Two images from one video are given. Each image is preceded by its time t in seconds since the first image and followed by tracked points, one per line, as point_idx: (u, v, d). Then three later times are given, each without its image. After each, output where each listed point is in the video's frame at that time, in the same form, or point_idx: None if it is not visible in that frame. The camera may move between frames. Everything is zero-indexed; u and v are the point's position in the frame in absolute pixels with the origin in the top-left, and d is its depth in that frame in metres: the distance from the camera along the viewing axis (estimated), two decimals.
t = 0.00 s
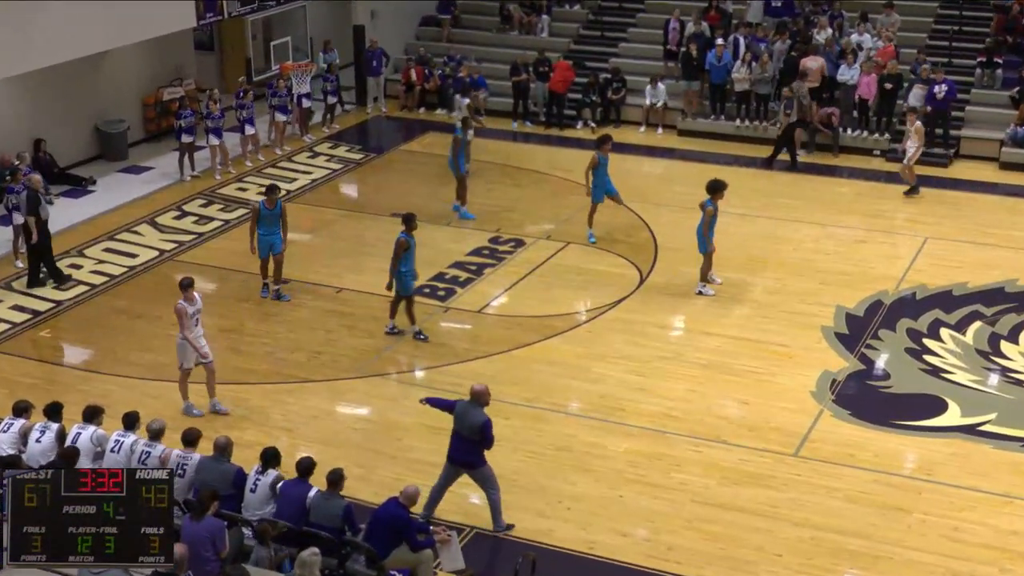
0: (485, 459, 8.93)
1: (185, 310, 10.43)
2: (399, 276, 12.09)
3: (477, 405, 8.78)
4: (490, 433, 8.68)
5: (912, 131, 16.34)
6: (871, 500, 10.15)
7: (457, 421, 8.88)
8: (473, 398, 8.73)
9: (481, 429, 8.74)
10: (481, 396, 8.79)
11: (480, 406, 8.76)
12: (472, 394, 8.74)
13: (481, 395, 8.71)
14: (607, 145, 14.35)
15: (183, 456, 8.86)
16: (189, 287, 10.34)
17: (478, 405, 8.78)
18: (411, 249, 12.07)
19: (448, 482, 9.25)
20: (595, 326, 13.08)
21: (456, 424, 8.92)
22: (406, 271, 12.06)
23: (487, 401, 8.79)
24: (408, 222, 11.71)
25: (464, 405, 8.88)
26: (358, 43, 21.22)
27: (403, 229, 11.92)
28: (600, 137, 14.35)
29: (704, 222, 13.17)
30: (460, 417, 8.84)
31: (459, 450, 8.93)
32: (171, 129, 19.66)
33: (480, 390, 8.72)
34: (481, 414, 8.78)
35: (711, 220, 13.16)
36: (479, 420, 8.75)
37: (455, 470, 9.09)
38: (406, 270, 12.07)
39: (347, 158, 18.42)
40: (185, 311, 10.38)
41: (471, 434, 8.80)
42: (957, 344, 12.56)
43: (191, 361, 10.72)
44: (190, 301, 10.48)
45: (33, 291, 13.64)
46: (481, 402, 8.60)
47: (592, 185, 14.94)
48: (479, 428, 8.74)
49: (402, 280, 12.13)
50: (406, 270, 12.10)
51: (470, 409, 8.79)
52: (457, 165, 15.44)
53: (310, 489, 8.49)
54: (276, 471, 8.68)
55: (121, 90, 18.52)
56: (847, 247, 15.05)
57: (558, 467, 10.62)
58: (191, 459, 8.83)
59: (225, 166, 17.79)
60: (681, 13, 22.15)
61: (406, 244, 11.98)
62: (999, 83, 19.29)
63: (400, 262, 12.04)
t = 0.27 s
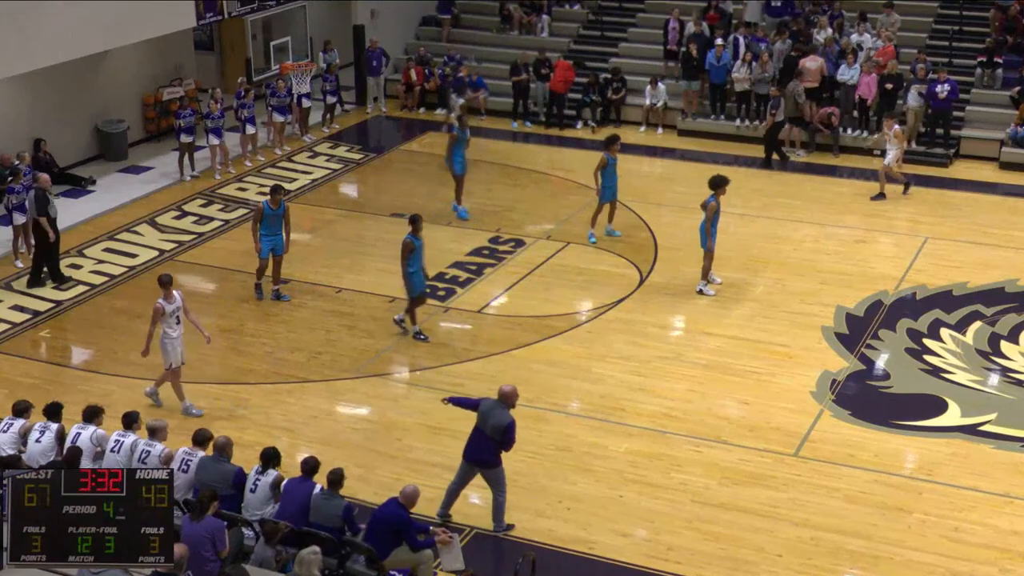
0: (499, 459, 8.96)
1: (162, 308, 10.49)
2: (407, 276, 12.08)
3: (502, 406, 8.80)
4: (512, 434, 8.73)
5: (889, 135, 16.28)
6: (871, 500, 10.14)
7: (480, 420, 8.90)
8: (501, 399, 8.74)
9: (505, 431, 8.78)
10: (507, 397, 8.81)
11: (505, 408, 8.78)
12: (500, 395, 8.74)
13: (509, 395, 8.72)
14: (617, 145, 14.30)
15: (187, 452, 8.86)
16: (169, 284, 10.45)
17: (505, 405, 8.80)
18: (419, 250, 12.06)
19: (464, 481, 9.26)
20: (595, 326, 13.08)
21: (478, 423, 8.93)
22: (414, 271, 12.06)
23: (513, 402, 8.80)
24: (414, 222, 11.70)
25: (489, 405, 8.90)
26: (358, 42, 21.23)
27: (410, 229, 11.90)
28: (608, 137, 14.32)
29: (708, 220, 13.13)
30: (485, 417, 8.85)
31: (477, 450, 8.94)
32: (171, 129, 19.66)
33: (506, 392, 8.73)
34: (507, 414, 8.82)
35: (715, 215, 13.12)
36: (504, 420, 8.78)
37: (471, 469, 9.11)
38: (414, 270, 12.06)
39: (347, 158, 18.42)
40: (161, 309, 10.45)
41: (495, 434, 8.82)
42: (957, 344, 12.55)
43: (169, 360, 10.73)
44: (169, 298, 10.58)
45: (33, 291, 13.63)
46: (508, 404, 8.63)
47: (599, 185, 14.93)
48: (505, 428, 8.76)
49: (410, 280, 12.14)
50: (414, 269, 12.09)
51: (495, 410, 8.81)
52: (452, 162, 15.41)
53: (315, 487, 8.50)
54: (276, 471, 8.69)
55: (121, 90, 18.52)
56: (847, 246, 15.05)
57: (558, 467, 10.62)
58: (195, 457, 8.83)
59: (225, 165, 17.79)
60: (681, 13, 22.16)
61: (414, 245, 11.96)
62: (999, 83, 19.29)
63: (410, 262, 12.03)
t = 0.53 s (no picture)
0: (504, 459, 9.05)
1: (143, 306, 10.58)
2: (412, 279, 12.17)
3: (509, 404, 8.88)
4: (516, 433, 8.78)
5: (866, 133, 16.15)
6: (865, 498, 10.25)
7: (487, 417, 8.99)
8: (507, 397, 8.83)
9: (512, 430, 8.86)
10: (513, 396, 8.89)
11: (512, 406, 8.86)
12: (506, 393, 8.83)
13: (514, 394, 8.80)
14: (622, 145, 14.47)
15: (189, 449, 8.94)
16: (151, 282, 10.53)
17: (511, 404, 8.88)
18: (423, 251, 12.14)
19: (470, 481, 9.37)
20: (591, 326, 13.19)
21: (485, 421, 9.03)
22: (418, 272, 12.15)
23: (520, 400, 8.88)
24: (417, 223, 11.82)
25: (496, 403, 8.99)
26: (356, 44, 21.33)
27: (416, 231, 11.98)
28: (615, 137, 14.52)
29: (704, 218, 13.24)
30: (492, 415, 8.95)
31: (483, 449, 9.03)
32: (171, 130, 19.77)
33: (512, 391, 8.81)
34: (513, 413, 8.89)
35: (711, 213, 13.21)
36: (510, 419, 8.87)
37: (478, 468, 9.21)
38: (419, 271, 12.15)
39: (345, 158, 18.53)
40: (142, 306, 10.52)
41: (501, 431, 8.91)
42: (950, 343, 12.66)
43: (149, 356, 10.88)
44: (151, 295, 10.67)
45: (34, 291, 13.72)
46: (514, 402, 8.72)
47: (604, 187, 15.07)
48: (512, 426, 8.84)
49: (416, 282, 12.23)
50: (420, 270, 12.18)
51: (502, 408, 8.91)
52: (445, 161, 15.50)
53: (315, 484, 8.61)
54: (275, 470, 8.77)
55: (121, 91, 18.62)
56: (841, 246, 15.17)
57: (555, 466, 10.72)
58: (199, 453, 8.92)
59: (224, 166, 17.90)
60: (676, 15, 22.28)
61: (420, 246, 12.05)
62: (991, 83, 19.39)
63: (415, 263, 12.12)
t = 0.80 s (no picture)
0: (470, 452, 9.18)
1: (96, 301, 10.68)
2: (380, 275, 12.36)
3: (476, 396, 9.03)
4: (485, 426, 8.90)
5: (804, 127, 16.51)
6: (821, 485, 10.51)
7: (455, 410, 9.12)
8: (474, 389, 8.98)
9: (478, 423, 8.97)
10: (480, 389, 9.03)
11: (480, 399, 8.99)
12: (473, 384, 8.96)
13: (480, 387, 8.91)
14: (589, 143, 14.66)
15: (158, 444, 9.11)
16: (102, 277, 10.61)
17: (478, 397, 9.03)
18: (393, 249, 12.29)
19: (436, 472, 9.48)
20: (554, 319, 13.41)
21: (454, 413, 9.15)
22: (386, 269, 12.34)
23: (487, 393, 9.00)
24: (387, 221, 11.97)
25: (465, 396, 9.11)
26: (320, 44, 21.48)
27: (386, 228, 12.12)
28: (584, 134, 14.67)
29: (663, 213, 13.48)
30: (460, 408, 9.07)
31: (452, 442, 9.14)
32: (137, 130, 19.86)
33: (479, 383, 8.94)
34: (481, 406, 9.02)
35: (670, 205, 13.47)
36: (478, 412, 8.98)
37: (445, 460, 9.32)
38: (387, 268, 12.34)
39: (311, 157, 18.67)
40: (96, 301, 10.63)
41: (468, 422, 9.03)
42: (903, 332, 12.97)
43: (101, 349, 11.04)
44: (103, 291, 10.77)
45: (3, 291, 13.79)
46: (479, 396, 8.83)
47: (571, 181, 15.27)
48: (478, 419, 8.97)
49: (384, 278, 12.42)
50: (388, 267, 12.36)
51: (471, 400, 9.03)
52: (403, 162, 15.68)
53: (283, 477, 8.80)
54: (243, 464, 8.90)
55: (87, 91, 18.69)
56: (798, 239, 15.46)
57: (519, 457, 10.93)
58: (168, 448, 9.06)
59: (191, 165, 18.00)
60: (635, 13, 22.55)
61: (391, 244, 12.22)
62: (942, 80, 19.74)
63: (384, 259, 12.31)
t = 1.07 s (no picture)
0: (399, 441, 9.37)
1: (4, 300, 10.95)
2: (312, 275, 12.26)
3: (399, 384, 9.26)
4: (412, 412, 9.14)
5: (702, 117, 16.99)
6: (744, 464, 10.81)
7: (381, 401, 9.31)
8: (397, 377, 9.18)
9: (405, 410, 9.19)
10: (404, 377, 9.27)
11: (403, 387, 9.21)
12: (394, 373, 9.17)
13: (401, 373, 9.08)
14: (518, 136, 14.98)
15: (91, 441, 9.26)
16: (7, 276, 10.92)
17: (403, 386, 9.26)
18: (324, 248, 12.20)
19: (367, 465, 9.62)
20: (483, 309, 13.63)
21: (380, 405, 9.33)
22: (315, 269, 12.26)
23: (410, 380, 9.22)
24: (317, 220, 11.91)
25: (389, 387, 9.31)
26: (244, 41, 21.49)
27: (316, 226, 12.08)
28: (513, 128, 14.99)
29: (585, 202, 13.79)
30: (385, 398, 9.26)
31: (381, 434, 9.33)
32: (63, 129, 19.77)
33: (401, 371, 9.17)
34: (406, 394, 9.24)
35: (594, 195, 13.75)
36: (404, 399, 9.20)
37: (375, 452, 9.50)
38: (318, 267, 12.23)
39: (239, 153, 18.72)
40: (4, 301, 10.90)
41: (395, 410, 9.24)
42: (821, 315, 13.36)
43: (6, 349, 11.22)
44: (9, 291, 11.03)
45: None
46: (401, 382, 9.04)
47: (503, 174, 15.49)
48: (405, 406, 9.18)
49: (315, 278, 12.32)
50: (320, 266, 12.26)
51: (395, 390, 9.23)
52: (326, 158, 15.88)
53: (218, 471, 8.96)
54: (177, 458, 9.11)
55: (12, 90, 18.57)
56: (721, 226, 15.82)
57: (450, 445, 11.13)
58: (101, 444, 9.25)
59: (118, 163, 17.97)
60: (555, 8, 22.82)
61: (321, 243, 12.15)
62: (853, 70, 20.23)
63: (315, 258, 12.23)
